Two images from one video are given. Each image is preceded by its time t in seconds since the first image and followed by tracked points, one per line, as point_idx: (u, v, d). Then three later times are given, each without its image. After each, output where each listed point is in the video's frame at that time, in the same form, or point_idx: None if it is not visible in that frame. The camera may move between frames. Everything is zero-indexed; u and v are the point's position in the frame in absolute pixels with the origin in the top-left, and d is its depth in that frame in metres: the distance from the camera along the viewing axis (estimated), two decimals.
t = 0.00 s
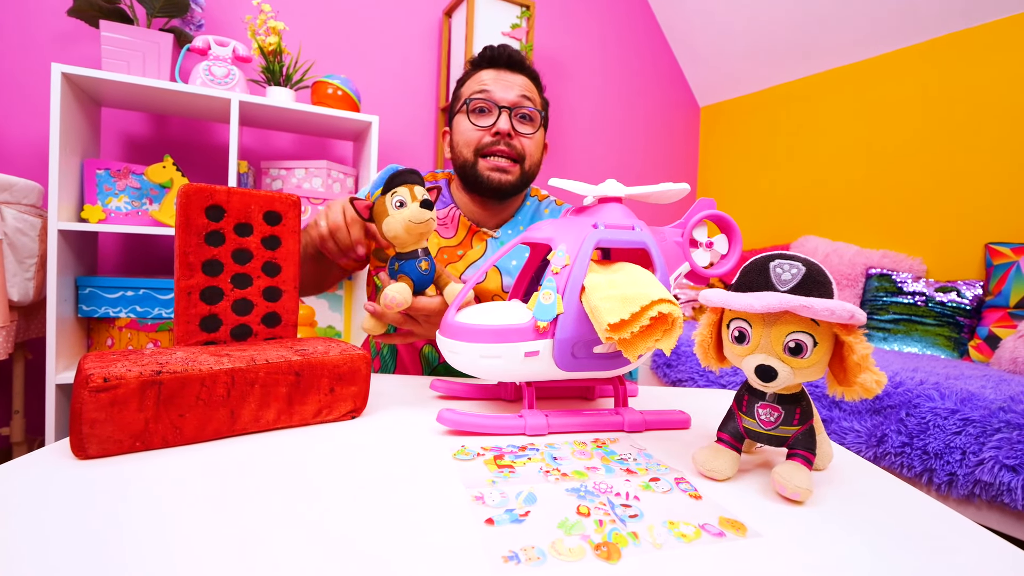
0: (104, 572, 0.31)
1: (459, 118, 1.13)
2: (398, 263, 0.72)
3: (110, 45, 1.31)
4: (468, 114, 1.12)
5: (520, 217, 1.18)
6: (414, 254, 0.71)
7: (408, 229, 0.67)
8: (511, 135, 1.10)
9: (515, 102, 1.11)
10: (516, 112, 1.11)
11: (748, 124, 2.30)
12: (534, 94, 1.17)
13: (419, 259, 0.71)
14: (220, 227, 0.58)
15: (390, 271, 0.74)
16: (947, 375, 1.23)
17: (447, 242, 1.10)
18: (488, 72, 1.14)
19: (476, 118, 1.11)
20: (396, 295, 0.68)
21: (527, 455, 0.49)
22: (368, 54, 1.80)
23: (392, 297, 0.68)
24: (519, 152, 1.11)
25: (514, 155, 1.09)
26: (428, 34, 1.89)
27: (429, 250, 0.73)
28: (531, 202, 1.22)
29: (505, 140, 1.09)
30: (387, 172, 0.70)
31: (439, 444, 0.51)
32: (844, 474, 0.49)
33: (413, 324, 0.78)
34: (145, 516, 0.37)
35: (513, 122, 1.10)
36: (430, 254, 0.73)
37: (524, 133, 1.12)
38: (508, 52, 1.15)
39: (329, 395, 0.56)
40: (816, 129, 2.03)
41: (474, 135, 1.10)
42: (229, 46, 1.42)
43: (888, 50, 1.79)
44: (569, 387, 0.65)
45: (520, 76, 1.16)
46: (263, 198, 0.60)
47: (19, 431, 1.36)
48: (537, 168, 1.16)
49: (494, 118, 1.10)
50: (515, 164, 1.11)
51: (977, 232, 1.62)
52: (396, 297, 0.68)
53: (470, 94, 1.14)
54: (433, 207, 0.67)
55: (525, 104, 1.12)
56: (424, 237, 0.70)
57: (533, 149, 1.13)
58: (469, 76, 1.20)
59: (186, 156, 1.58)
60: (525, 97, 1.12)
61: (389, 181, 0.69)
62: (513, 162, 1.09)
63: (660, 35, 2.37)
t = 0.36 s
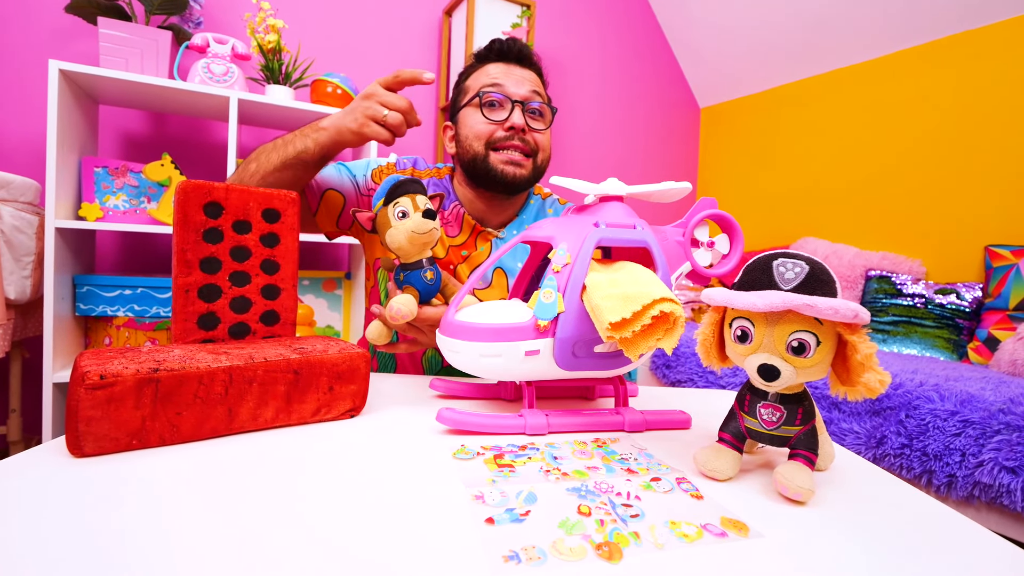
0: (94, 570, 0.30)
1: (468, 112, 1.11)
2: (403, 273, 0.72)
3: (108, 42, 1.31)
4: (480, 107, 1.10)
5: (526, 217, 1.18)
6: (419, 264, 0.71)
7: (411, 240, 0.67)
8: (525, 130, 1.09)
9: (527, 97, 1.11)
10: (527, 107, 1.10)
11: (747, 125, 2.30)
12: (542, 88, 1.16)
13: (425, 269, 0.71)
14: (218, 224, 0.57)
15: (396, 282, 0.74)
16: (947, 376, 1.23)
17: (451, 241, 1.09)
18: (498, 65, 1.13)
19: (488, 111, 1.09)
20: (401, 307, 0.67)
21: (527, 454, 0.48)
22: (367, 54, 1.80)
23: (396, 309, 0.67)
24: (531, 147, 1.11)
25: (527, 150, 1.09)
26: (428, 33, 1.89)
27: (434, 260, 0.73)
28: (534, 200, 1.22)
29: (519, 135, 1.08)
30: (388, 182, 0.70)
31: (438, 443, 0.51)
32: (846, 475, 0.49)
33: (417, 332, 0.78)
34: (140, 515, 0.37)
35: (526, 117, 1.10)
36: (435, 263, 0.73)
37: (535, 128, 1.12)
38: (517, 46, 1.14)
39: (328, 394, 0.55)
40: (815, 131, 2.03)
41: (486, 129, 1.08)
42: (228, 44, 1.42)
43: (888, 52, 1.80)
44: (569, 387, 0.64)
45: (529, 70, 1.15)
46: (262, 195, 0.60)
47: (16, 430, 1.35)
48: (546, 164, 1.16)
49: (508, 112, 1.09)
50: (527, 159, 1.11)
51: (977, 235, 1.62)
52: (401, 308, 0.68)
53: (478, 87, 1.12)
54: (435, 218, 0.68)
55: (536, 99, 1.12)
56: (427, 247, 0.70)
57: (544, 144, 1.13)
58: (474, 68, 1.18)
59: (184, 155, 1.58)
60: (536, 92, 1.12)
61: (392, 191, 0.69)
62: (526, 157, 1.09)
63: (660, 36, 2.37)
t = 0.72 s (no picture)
0: (91, 571, 0.30)
1: (481, 115, 1.09)
2: (406, 275, 0.72)
3: (108, 40, 1.31)
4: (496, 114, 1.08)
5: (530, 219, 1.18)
6: (422, 265, 0.71)
7: (414, 240, 0.67)
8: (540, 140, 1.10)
9: (544, 105, 1.10)
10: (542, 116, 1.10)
11: (748, 127, 2.30)
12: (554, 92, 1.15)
13: (429, 269, 0.71)
14: (217, 222, 0.57)
15: (398, 283, 0.73)
16: (949, 378, 1.22)
17: (453, 245, 1.08)
18: (513, 67, 1.10)
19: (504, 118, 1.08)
20: (409, 304, 0.67)
21: (528, 455, 0.48)
22: (368, 53, 1.79)
23: (403, 307, 0.67)
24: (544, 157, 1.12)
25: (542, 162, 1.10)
26: (429, 33, 1.88)
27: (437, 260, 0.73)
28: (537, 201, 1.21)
29: (535, 147, 1.08)
30: (390, 183, 0.70)
31: (439, 443, 0.50)
32: (849, 477, 0.49)
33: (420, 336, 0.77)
34: (135, 514, 0.36)
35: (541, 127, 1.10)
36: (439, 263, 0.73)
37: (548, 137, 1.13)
38: (534, 48, 1.13)
39: (327, 393, 0.55)
40: (816, 133, 2.03)
41: (502, 138, 1.07)
42: (229, 42, 1.42)
43: (889, 54, 1.80)
44: (570, 387, 0.64)
45: (543, 73, 1.13)
46: (262, 193, 0.59)
47: (15, 429, 1.35)
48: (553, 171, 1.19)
49: (524, 121, 1.08)
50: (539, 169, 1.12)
51: (978, 237, 1.61)
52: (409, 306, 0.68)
53: (493, 89, 1.09)
54: (439, 215, 0.68)
55: (551, 107, 1.11)
56: (430, 247, 0.70)
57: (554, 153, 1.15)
58: (486, 66, 1.14)
59: (184, 153, 1.57)
60: (552, 100, 1.11)
61: (393, 192, 0.69)
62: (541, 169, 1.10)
63: (661, 37, 2.37)
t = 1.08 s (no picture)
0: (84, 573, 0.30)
1: (463, 116, 1.10)
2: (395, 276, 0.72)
3: (105, 39, 1.30)
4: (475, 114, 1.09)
5: (516, 217, 1.17)
6: (411, 267, 0.71)
7: (403, 244, 0.66)
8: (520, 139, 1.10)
9: (524, 105, 1.11)
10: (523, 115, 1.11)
11: (747, 127, 2.30)
12: (537, 95, 1.17)
13: (417, 272, 0.71)
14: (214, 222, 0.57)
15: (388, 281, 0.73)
16: (950, 380, 1.22)
17: (442, 244, 1.06)
18: (495, 69, 1.12)
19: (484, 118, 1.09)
20: (395, 300, 0.68)
21: (527, 457, 0.47)
22: (367, 52, 1.79)
23: (388, 302, 0.68)
24: (525, 156, 1.12)
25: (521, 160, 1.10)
26: (428, 32, 1.88)
27: (426, 263, 0.73)
28: (524, 201, 1.20)
29: (514, 144, 1.09)
30: (383, 187, 0.69)
31: (437, 445, 0.50)
32: (851, 480, 0.48)
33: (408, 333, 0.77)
34: (127, 517, 0.36)
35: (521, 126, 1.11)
36: (427, 267, 0.73)
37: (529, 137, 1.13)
38: (516, 49, 1.15)
39: (324, 394, 0.54)
40: (817, 133, 2.03)
41: (482, 136, 1.08)
42: (227, 41, 1.42)
43: (890, 54, 1.79)
44: (569, 388, 0.63)
45: (524, 75, 1.15)
46: (258, 192, 0.59)
47: (12, 429, 1.34)
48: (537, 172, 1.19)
49: (503, 120, 1.09)
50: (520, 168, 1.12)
51: (979, 237, 1.61)
52: (394, 302, 0.69)
53: (474, 91, 1.12)
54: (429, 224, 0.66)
55: (531, 107, 1.13)
56: (419, 252, 0.68)
57: (536, 153, 1.15)
58: (470, 70, 1.16)
59: (182, 153, 1.57)
60: (532, 100, 1.12)
61: (386, 195, 0.68)
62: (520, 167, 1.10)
63: (661, 37, 2.37)
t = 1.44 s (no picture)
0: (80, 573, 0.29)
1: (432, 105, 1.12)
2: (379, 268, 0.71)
3: (101, 39, 1.30)
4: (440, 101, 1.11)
5: (504, 212, 1.17)
6: (394, 257, 0.70)
7: (385, 233, 0.66)
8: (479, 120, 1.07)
9: (488, 89, 1.09)
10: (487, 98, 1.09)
11: (746, 126, 2.30)
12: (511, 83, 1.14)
13: (400, 262, 0.70)
14: (211, 220, 0.56)
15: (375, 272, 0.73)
16: (949, 378, 1.22)
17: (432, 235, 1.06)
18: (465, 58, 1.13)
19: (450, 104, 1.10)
20: (381, 288, 0.68)
21: (527, 455, 0.47)
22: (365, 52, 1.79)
23: (375, 291, 0.68)
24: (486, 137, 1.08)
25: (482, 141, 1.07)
26: (426, 31, 1.88)
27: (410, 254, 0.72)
28: (513, 197, 1.21)
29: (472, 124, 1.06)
30: (365, 178, 0.69)
31: (436, 444, 0.49)
32: (852, 477, 0.48)
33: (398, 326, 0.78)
34: (124, 517, 0.35)
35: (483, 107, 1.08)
36: (411, 257, 0.72)
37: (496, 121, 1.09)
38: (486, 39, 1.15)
39: (323, 393, 0.54)
40: (816, 132, 2.03)
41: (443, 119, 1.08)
42: (223, 40, 1.41)
43: (889, 53, 1.80)
44: (569, 387, 0.63)
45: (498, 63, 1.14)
46: (256, 191, 0.59)
47: (8, 431, 1.33)
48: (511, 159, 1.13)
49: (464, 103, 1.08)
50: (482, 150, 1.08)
51: (978, 236, 1.61)
52: (380, 291, 0.68)
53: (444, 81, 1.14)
54: (409, 212, 0.67)
55: (497, 90, 1.09)
56: (402, 240, 0.69)
57: (505, 138, 1.10)
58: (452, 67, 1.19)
59: (179, 153, 1.56)
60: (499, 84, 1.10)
61: (368, 185, 0.68)
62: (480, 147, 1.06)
63: (659, 36, 2.37)
